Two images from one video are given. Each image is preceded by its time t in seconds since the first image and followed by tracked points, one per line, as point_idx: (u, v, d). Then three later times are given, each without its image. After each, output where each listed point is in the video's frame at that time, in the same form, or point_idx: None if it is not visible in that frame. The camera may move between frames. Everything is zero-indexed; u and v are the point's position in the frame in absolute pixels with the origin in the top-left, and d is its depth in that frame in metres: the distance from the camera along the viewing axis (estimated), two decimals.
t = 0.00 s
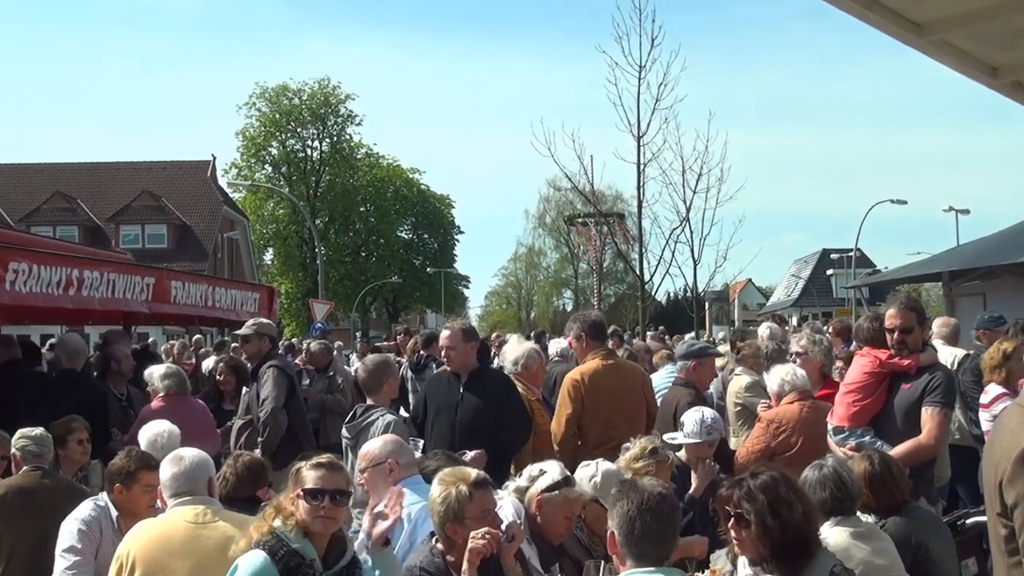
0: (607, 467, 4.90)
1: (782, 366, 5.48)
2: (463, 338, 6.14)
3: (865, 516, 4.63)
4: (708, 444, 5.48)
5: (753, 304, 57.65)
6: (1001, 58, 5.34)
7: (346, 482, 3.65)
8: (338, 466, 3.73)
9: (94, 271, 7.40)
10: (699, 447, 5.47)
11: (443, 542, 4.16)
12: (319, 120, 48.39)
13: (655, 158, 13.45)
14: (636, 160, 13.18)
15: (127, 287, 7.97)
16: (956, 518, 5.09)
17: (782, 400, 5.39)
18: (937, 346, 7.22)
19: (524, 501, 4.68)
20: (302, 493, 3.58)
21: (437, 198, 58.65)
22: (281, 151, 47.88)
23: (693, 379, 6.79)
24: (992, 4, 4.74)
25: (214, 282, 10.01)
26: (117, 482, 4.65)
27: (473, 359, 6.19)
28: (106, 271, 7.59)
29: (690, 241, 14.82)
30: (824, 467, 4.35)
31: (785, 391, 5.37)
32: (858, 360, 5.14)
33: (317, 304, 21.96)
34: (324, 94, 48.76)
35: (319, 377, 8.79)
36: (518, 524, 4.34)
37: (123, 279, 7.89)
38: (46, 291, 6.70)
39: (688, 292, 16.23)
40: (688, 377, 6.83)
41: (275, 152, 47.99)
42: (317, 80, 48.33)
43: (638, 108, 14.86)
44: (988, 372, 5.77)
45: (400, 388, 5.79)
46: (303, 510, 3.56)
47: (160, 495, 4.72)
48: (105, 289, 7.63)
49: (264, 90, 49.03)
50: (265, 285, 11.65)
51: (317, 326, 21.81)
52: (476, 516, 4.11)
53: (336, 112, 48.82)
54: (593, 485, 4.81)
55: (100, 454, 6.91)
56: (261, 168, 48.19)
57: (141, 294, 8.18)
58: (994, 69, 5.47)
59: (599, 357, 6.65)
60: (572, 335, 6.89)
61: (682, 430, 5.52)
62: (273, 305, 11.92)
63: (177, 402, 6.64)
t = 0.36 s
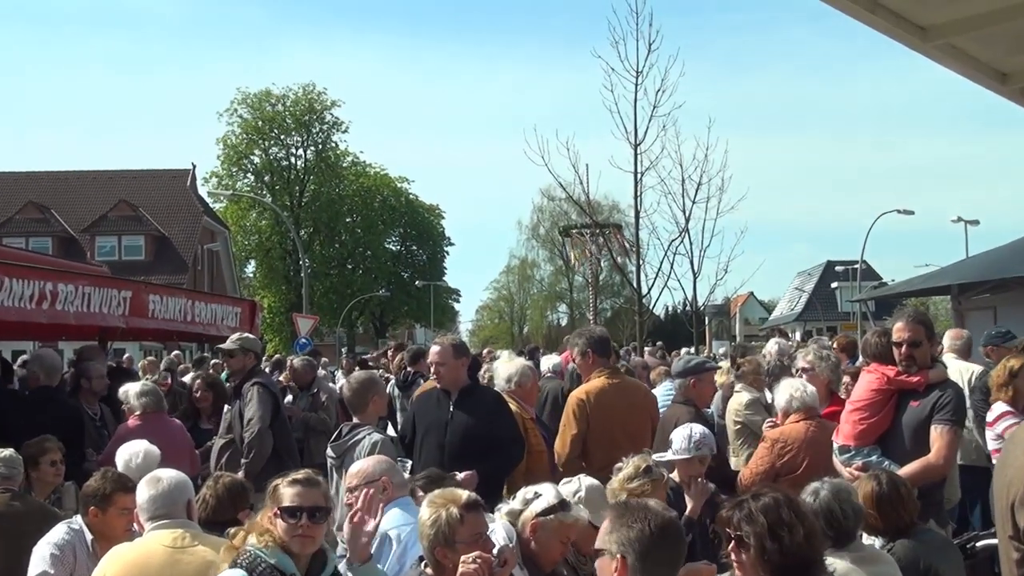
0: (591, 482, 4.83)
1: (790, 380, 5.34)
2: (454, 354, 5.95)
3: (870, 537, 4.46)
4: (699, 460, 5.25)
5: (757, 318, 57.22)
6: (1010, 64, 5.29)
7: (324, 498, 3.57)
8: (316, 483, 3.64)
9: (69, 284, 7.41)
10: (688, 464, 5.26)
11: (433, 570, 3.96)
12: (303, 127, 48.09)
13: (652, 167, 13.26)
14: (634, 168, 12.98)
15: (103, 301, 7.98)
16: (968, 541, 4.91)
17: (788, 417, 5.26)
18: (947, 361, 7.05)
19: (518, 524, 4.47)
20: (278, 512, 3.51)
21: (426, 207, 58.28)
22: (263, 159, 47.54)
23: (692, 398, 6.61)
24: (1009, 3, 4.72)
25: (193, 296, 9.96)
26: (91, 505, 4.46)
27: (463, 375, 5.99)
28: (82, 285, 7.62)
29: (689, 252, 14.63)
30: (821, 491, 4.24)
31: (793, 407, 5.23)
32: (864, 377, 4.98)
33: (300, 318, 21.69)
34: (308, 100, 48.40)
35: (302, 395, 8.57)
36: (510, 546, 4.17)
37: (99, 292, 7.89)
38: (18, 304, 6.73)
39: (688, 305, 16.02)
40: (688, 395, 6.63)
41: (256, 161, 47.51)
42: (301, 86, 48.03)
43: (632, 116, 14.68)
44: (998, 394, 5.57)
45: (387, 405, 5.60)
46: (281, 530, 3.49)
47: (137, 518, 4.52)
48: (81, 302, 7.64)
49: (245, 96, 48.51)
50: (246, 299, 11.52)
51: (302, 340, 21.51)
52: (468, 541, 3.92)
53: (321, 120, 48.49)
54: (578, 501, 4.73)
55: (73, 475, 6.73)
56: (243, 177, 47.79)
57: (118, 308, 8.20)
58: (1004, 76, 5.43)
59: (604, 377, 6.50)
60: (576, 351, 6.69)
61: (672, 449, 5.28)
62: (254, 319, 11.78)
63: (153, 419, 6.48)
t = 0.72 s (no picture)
0: (575, 500, 4.62)
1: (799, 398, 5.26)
2: (446, 370, 5.78)
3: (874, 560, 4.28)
4: (695, 482, 5.06)
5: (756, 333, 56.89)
6: (1018, 72, 5.26)
7: (312, 541, 3.82)
8: (303, 523, 3.87)
9: (41, 299, 7.46)
10: (684, 486, 5.07)
11: None
12: (286, 134, 47.91)
13: (648, 177, 13.06)
14: (629, 178, 12.84)
15: (77, 315, 8.02)
16: (980, 565, 4.73)
17: (794, 438, 5.16)
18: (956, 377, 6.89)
19: (509, 548, 4.28)
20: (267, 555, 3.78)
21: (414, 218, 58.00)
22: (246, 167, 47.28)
23: (690, 415, 6.41)
24: (1009, 9, 4.64)
25: (170, 311, 9.90)
26: (64, 529, 4.28)
27: (453, 393, 5.82)
28: (54, 300, 7.67)
29: (687, 266, 14.41)
30: (821, 514, 4.08)
31: (799, 428, 5.13)
32: (868, 394, 4.79)
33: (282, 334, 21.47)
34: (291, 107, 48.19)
35: (281, 415, 8.36)
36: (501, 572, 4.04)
37: (72, 307, 7.94)
38: None
39: (687, 321, 15.79)
40: (686, 413, 6.43)
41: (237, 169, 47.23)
42: (284, 93, 47.74)
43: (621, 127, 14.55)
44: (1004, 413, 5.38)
45: (372, 424, 5.44)
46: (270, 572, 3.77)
47: (111, 542, 4.33)
48: (53, 317, 7.68)
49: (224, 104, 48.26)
50: (226, 314, 11.33)
51: (284, 357, 21.25)
52: (455, 566, 3.73)
53: (304, 127, 48.27)
54: (564, 520, 4.52)
55: (48, 495, 6.57)
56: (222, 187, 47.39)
57: (93, 323, 8.25)
58: (1012, 83, 5.40)
59: (607, 397, 6.55)
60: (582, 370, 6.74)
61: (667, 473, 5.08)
62: (234, 334, 11.61)
63: (129, 440, 6.40)
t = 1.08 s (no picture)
0: (563, 519, 4.40)
1: (801, 414, 5.07)
2: (436, 387, 5.59)
3: None
4: (693, 503, 4.89)
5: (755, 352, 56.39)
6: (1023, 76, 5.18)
7: None
8: (302, 558, 3.77)
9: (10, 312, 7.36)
10: (682, 507, 4.89)
11: None
12: (266, 141, 47.32)
13: (644, 184, 12.90)
14: (623, 187, 12.65)
15: (46, 330, 7.91)
16: None
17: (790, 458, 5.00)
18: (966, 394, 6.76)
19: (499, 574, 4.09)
20: None
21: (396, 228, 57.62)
22: (223, 176, 46.86)
23: (687, 432, 6.26)
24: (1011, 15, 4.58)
25: (144, 325, 9.80)
26: (34, 555, 4.10)
27: (440, 411, 5.64)
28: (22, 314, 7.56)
29: (682, 278, 14.23)
30: (823, 536, 3.90)
31: (799, 445, 4.93)
32: (872, 410, 4.64)
33: (262, 348, 21.18)
34: (270, 112, 47.69)
35: (261, 433, 8.17)
36: None
37: (41, 321, 7.82)
38: None
39: (682, 335, 15.61)
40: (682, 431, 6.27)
41: (214, 177, 46.80)
42: (261, 98, 47.20)
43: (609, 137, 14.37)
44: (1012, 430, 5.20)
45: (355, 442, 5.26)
46: None
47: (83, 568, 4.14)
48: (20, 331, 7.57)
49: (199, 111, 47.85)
50: (203, 329, 11.20)
51: (264, 373, 20.94)
52: None
53: (283, 132, 47.70)
54: (553, 541, 4.31)
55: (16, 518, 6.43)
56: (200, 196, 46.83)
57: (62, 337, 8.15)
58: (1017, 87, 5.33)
59: (611, 411, 6.48)
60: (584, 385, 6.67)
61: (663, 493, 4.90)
62: (211, 349, 11.44)
63: (101, 459, 6.25)
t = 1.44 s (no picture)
0: (556, 539, 4.22)
1: (790, 432, 5.19)
2: (420, 404, 5.43)
3: None
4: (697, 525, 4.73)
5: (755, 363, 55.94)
6: None
7: None
8: None
9: None
10: (685, 528, 4.75)
11: None
12: (245, 148, 47.11)
13: (640, 193, 12.72)
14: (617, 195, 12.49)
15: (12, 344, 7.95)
16: None
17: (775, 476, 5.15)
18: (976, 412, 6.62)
19: None
20: None
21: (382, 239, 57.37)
22: (202, 183, 46.56)
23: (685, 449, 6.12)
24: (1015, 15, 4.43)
25: (119, 338, 9.77)
26: None
27: (427, 428, 5.48)
28: None
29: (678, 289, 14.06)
30: (826, 557, 3.74)
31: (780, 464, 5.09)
32: (877, 426, 4.49)
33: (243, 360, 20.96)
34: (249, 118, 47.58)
35: (242, 451, 8.01)
36: None
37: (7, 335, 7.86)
38: None
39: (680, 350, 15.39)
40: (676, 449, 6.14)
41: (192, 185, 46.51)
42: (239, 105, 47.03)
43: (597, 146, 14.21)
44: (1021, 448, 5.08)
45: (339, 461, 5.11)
46: None
47: None
48: None
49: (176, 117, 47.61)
50: (180, 343, 11.12)
51: (246, 388, 20.68)
52: None
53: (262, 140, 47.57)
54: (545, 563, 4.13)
55: None
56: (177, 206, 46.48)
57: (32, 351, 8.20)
58: None
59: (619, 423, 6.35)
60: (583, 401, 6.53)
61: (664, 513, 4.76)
62: (189, 363, 11.32)
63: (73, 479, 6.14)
